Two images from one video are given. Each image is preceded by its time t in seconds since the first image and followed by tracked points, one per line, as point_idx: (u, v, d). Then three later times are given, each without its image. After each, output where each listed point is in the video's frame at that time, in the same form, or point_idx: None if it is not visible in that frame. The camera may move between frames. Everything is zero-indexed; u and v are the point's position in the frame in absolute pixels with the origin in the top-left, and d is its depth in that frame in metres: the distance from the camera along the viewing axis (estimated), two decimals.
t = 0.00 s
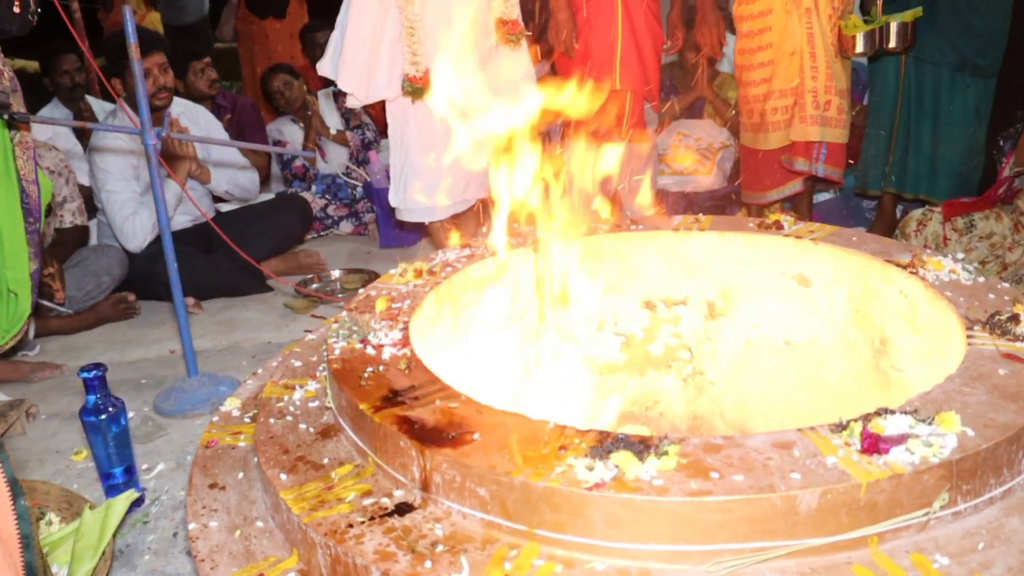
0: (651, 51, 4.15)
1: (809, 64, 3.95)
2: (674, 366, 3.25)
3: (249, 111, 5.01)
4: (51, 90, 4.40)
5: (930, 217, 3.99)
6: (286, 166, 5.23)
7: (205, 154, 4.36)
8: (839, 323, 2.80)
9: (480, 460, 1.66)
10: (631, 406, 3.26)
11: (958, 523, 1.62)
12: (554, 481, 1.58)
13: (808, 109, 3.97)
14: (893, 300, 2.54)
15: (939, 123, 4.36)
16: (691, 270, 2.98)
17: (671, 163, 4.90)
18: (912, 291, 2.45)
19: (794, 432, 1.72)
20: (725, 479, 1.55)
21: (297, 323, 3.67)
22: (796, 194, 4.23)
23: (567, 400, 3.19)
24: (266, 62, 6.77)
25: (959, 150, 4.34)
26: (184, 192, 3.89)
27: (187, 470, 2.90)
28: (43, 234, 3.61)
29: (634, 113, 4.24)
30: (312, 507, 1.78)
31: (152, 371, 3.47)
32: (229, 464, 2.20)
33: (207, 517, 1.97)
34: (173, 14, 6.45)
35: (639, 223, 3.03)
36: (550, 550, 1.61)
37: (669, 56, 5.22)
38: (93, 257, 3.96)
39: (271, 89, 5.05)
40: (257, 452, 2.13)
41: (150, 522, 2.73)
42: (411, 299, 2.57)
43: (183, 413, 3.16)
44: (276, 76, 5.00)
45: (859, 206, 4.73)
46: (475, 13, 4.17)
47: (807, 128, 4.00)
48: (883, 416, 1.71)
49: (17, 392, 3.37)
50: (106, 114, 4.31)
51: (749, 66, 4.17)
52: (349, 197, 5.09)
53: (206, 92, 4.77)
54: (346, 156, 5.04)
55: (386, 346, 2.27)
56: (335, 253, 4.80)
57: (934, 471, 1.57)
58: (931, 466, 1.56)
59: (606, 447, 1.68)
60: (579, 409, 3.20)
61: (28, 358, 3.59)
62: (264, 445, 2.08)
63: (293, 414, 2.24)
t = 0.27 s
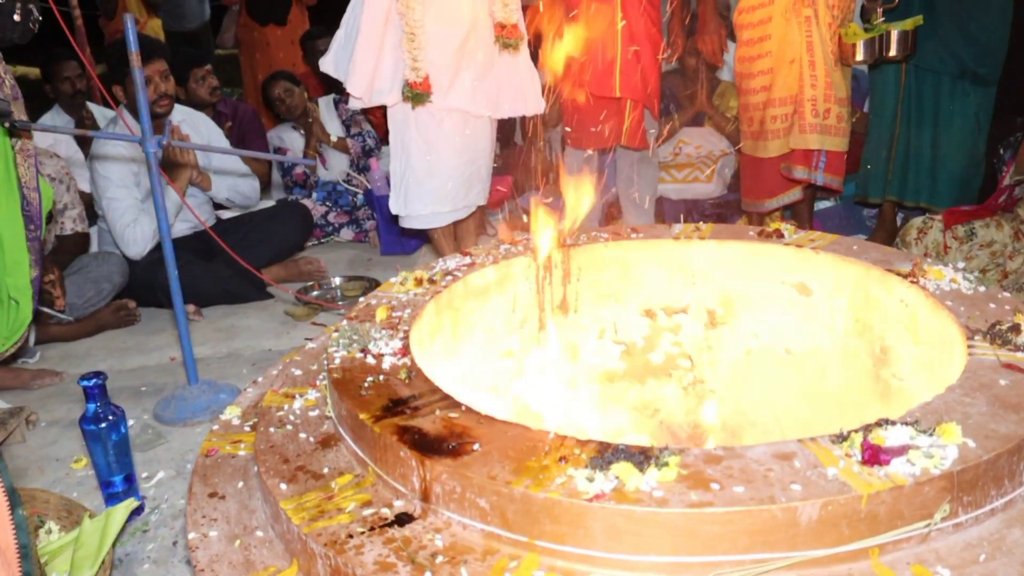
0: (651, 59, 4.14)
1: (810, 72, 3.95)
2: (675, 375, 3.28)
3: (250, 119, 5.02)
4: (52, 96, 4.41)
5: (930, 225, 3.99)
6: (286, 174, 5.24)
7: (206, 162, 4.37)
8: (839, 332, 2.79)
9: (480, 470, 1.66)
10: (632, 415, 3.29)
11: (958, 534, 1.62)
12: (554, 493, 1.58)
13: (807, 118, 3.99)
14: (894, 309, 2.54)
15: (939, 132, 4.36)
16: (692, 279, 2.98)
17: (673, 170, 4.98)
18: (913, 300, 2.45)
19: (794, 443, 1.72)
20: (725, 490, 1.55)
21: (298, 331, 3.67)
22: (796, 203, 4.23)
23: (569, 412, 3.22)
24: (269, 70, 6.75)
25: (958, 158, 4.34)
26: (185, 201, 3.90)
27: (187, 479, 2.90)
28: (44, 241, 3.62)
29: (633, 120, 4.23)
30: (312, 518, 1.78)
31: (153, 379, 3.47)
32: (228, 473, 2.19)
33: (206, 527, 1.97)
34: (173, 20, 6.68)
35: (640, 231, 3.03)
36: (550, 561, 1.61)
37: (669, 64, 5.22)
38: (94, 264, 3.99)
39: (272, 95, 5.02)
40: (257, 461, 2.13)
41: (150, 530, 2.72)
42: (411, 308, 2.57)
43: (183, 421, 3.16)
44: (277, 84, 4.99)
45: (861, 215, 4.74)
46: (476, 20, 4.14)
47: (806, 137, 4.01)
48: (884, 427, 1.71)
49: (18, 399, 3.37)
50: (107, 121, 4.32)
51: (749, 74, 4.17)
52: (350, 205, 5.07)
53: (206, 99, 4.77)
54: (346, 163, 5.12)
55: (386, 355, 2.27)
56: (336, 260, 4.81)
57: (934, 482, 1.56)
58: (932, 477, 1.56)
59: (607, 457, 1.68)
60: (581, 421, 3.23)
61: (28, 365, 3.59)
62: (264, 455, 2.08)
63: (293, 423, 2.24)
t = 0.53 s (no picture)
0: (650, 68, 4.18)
1: (809, 81, 3.96)
2: (675, 384, 3.31)
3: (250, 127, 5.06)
4: (52, 103, 4.42)
5: (929, 233, 3.98)
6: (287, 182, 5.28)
7: (205, 169, 4.36)
8: (839, 342, 2.79)
9: (480, 482, 1.66)
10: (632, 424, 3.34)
11: (959, 547, 1.62)
12: (554, 505, 1.58)
13: (807, 126, 4.00)
14: (893, 317, 2.53)
15: (940, 140, 4.36)
16: (693, 290, 2.98)
17: (673, 178, 5.07)
18: (913, 311, 2.44)
19: (794, 455, 1.72)
20: (725, 503, 1.55)
21: (298, 339, 3.68)
22: (795, 211, 4.24)
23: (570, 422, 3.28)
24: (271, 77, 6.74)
25: (957, 168, 4.35)
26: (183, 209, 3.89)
27: (186, 487, 2.89)
28: (43, 249, 3.62)
29: (632, 129, 4.23)
30: (311, 529, 1.77)
31: (153, 387, 3.47)
32: (228, 483, 2.19)
33: (206, 538, 1.96)
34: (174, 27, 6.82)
35: (640, 240, 3.02)
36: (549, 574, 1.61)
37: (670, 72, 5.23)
38: (94, 272, 3.94)
39: (273, 104, 5.07)
40: (256, 472, 2.13)
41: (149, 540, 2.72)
42: (412, 317, 2.57)
43: (183, 429, 3.15)
44: (277, 91, 5.04)
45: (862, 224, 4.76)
46: (478, 26, 4.13)
47: (803, 146, 4.02)
48: (883, 439, 1.71)
49: (17, 407, 3.36)
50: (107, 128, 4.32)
51: (749, 83, 4.18)
52: (349, 212, 5.05)
53: (207, 106, 4.78)
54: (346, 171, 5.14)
55: (386, 365, 2.27)
56: (336, 267, 4.82)
57: (934, 495, 1.56)
58: (932, 490, 1.56)
59: (606, 469, 1.68)
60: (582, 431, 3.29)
61: (28, 373, 3.59)
62: (263, 465, 2.07)
63: (292, 433, 2.23)
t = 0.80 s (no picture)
0: (650, 81, 4.19)
1: (809, 95, 3.97)
2: (675, 398, 3.29)
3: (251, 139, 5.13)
4: (54, 113, 4.43)
5: (930, 246, 3.98)
6: (288, 192, 5.29)
7: (206, 180, 4.39)
8: (840, 356, 2.78)
9: (479, 499, 1.66)
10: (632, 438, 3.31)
11: (960, 565, 1.61)
12: (554, 522, 1.57)
13: (805, 139, 4.02)
14: (893, 332, 2.53)
15: (940, 153, 4.37)
16: (693, 302, 2.98)
17: (673, 190, 5.11)
18: (913, 325, 2.44)
19: (795, 472, 1.71)
20: (725, 521, 1.54)
21: (298, 351, 3.67)
22: (794, 224, 4.26)
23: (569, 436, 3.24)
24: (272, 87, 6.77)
25: (958, 179, 4.35)
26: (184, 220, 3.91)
27: (186, 501, 2.88)
28: (43, 260, 3.63)
29: (633, 141, 4.24)
30: (311, 545, 1.77)
31: (152, 399, 3.47)
32: (228, 497, 2.19)
33: (205, 553, 1.96)
34: (176, 36, 7.01)
35: (640, 253, 3.03)
36: None
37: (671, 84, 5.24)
38: (94, 283, 3.96)
39: (273, 115, 5.07)
40: (256, 486, 2.13)
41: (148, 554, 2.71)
42: (412, 331, 2.57)
43: (183, 442, 3.15)
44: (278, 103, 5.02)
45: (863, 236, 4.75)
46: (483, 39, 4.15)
47: (802, 158, 4.04)
48: (884, 457, 1.71)
49: (17, 418, 3.36)
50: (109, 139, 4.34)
51: (749, 95, 4.19)
52: (351, 223, 5.08)
53: (208, 116, 4.80)
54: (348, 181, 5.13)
55: (386, 380, 2.26)
56: (336, 279, 4.82)
57: (935, 513, 1.56)
58: (933, 507, 1.56)
59: (606, 486, 1.67)
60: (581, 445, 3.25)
61: (28, 384, 3.59)
62: (263, 479, 2.07)
63: (293, 448, 2.23)
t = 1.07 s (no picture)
0: (651, 95, 4.18)
1: (809, 109, 3.98)
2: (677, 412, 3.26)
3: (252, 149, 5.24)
4: (55, 123, 4.45)
5: (930, 259, 3.98)
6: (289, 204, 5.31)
7: (207, 192, 4.41)
8: (841, 368, 2.79)
9: (480, 516, 1.65)
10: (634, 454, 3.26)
11: None
12: (554, 540, 1.57)
13: (804, 153, 4.03)
14: (894, 347, 2.53)
15: (940, 166, 4.36)
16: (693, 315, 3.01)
17: (674, 203, 5.08)
18: (914, 339, 2.43)
19: (795, 489, 1.71)
20: (726, 539, 1.54)
21: (299, 363, 3.68)
22: (794, 237, 4.26)
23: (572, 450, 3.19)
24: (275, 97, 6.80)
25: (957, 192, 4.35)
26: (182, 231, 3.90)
27: (186, 514, 2.88)
28: (44, 272, 3.63)
29: (633, 154, 4.25)
30: (311, 561, 1.76)
31: (152, 411, 3.46)
32: (228, 512, 2.18)
33: (204, 569, 1.95)
34: (177, 47, 7.07)
35: (642, 267, 3.05)
36: None
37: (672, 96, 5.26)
38: (95, 294, 3.94)
39: (274, 126, 5.08)
40: (256, 501, 2.12)
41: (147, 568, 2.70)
42: (412, 345, 2.57)
43: (183, 455, 3.14)
44: (280, 114, 5.00)
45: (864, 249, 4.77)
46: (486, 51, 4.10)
47: (802, 171, 4.05)
48: (885, 474, 1.70)
49: (17, 431, 3.36)
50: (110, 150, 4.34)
51: (748, 108, 4.20)
52: (352, 234, 5.10)
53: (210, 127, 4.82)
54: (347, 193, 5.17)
55: (386, 395, 2.26)
56: (336, 290, 4.83)
57: (937, 531, 1.55)
58: (934, 526, 1.55)
59: (607, 503, 1.67)
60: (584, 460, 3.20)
61: (28, 396, 3.59)
62: (263, 495, 2.07)
63: (293, 462, 2.23)
